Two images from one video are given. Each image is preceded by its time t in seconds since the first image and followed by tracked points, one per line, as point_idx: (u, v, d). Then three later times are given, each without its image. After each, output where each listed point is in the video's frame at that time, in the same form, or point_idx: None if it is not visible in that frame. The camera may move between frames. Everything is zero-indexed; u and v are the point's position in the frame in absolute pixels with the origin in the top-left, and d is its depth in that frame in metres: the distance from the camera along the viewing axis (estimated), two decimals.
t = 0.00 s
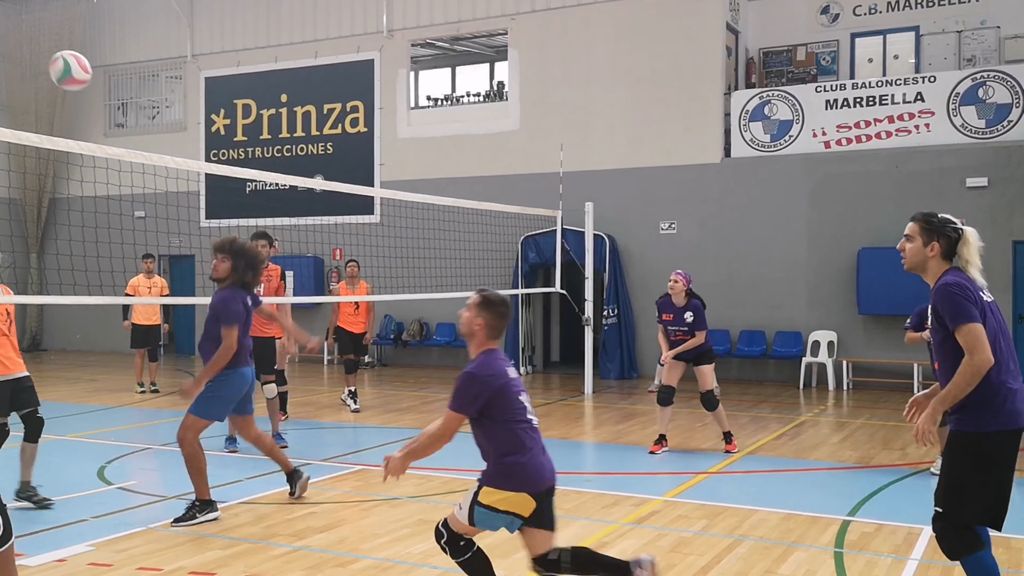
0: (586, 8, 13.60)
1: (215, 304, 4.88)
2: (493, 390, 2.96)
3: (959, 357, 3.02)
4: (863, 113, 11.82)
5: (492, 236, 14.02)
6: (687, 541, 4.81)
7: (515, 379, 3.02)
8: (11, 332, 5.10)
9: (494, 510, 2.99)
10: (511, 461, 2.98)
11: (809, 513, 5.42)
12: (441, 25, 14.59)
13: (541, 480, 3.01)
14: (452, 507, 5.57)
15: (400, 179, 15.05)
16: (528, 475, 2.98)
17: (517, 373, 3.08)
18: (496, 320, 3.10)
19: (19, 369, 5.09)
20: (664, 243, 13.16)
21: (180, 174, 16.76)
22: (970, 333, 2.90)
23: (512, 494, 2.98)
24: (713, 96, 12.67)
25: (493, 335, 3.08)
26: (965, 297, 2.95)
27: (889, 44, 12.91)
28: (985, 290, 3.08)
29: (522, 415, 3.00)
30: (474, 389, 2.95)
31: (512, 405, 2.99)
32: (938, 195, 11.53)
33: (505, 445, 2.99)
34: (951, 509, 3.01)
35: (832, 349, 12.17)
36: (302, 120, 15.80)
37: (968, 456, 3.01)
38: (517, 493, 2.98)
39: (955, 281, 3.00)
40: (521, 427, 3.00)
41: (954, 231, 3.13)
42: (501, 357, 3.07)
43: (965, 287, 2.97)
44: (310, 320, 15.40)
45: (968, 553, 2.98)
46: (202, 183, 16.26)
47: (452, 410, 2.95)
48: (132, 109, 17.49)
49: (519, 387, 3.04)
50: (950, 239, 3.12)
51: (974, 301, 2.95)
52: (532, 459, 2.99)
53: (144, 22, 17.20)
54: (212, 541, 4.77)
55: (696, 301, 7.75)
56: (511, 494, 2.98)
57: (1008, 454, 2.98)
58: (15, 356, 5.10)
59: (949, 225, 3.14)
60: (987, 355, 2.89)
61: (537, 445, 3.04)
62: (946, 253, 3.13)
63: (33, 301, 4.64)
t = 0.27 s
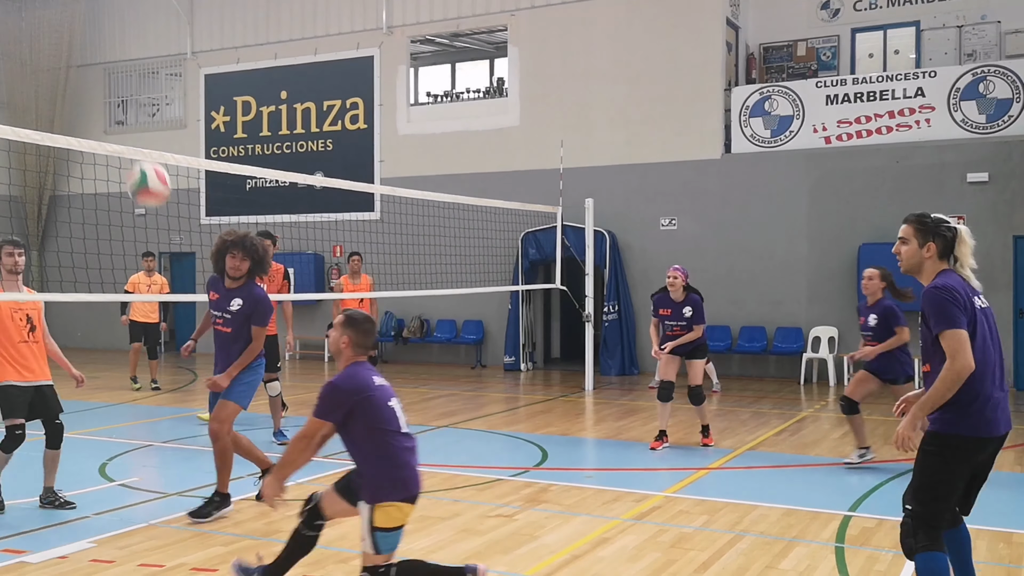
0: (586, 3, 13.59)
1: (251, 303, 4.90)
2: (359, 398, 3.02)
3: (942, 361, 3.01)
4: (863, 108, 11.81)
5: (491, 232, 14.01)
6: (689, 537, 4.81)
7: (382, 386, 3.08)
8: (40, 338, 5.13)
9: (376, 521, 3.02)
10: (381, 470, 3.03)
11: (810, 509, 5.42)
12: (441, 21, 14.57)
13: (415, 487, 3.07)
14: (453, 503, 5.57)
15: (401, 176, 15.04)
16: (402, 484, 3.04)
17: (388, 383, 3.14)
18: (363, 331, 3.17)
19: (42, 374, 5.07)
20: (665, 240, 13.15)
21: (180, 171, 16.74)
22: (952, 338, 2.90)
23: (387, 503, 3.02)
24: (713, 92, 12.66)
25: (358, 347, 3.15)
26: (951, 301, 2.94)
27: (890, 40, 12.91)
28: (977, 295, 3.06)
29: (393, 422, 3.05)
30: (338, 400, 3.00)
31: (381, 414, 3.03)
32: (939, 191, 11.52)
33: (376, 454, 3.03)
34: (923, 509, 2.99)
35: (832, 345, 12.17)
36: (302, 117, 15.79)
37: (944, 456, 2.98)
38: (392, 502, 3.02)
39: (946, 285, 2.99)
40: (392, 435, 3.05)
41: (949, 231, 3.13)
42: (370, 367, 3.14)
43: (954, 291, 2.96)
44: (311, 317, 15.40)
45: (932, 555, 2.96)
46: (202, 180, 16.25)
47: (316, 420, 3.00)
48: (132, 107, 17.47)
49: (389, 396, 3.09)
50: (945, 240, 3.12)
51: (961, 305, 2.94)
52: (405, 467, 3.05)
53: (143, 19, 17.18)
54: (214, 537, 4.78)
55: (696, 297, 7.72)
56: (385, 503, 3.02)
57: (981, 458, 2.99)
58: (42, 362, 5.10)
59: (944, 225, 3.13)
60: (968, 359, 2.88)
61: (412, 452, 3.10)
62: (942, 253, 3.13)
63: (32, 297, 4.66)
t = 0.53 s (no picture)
0: None
1: (284, 303, 5.06)
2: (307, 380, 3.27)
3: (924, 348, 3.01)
4: (863, 103, 11.81)
5: (492, 228, 14.00)
6: (688, 531, 4.82)
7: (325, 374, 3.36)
8: (32, 338, 5.11)
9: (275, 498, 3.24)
10: (300, 453, 3.29)
11: (810, 503, 5.43)
12: (440, 17, 14.54)
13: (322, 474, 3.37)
14: (454, 498, 5.58)
15: (401, 172, 15.02)
16: (315, 469, 3.32)
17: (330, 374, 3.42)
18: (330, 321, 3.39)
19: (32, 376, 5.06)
20: (665, 235, 13.15)
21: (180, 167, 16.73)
22: (925, 327, 2.91)
23: (296, 484, 3.28)
24: (713, 87, 12.65)
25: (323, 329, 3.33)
26: (936, 288, 2.92)
27: (889, 34, 12.90)
28: (976, 281, 3.02)
29: (320, 410, 3.34)
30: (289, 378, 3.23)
31: (317, 399, 3.32)
32: (939, 185, 11.51)
33: (302, 435, 3.30)
34: (916, 514, 2.97)
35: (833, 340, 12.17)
36: (302, 113, 15.76)
37: (935, 457, 2.97)
38: (300, 484, 3.29)
39: (936, 270, 2.97)
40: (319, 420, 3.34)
41: (956, 210, 3.09)
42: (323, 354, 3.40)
43: (942, 277, 2.94)
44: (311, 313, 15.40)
45: (932, 563, 2.93)
46: (202, 176, 16.24)
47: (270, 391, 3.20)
48: (131, 103, 17.46)
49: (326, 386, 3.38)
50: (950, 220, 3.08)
51: (947, 292, 2.92)
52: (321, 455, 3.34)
53: (143, 15, 17.17)
54: (214, 533, 4.78)
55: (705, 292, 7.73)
56: (295, 483, 3.28)
57: (974, 457, 2.98)
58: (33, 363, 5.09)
59: (950, 203, 3.09)
60: (934, 350, 2.88)
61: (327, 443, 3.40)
62: (950, 234, 3.11)
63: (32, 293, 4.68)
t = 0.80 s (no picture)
0: None
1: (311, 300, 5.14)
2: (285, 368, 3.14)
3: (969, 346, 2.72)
4: (863, 100, 11.80)
5: (492, 224, 14.00)
6: (688, 528, 4.82)
7: (314, 370, 3.22)
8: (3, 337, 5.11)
9: (236, 489, 3.09)
10: (277, 448, 3.12)
11: (810, 500, 5.42)
12: (440, 13, 14.53)
13: (297, 474, 3.16)
14: (454, 496, 5.58)
15: (401, 169, 15.01)
16: (286, 466, 3.12)
17: (322, 370, 3.26)
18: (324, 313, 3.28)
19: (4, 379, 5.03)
20: (665, 232, 13.14)
21: (180, 165, 16.73)
22: (979, 324, 2.60)
23: (262, 478, 3.11)
24: (713, 83, 12.64)
25: (315, 322, 3.27)
26: (986, 283, 2.63)
27: (889, 30, 12.88)
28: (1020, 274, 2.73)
29: (304, 406, 3.18)
30: (264, 364, 3.11)
31: (294, 391, 3.16)
32: (939, 181, 11.50)
33: (274, 428, 3.15)
34: (936, 516, 2.71)
35: (833, 336, 12.17)
36: (302, 110, 15.75)
37: (964, 459, 2.70)
38: (267, 479, 3.11)
39: (985, 263, 2.67)
40: (297, 415, 3.16)
41: (992, 195, 2.77)
42: (315, 348, 3.26)
43: (992, 272, 2.64)
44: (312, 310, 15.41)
45: (944, 566, 2.69)
46: (202, 174, 16.24)
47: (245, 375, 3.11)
48: (131, 101, 17.46)
49: (314, 381, 3.21)
50: (987, 205, 2.77)
51: (996, 288, 2.63)
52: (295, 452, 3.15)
53: (142, 13, 17.16)
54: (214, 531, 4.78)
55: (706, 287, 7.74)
56: (262, 477, 3.11)
57: (1005, 467, 2.70)
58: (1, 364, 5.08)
59: (985, 188, 2.78)
60: (991, 350, 2.59)
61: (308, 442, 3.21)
62: (984, 222, 2.79)
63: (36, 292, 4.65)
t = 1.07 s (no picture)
0: None
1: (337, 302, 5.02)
2: (328, 346, 2.97)
3: None
4: (863, 100, 11.81)
5: (492, 224, 14.00)
6: (688, 528, 4.83)
7: (354, 345, 3.02)
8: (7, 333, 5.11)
9: (281, 474, 3.03)
10: (317, 432, 3.01)
11: (810, 500, 5.42)
12: (440, 14, 14.53)
13: (342, 459, 3.02)
14: (453, 496, 5.58)
15: (401, 169, 15.01)
16: (328, 451, 3.00)
17: (369, 345, 3.06)
18: (369, 279, 3.06)
19: (2, 376, 4.87)
20: (665, 232, 13.15)
21: (179, 165, 16.74)
22: None
23: (305, 463, 3.01)
24: (713, 84, 12.65)
25: (360, 291, 3.07)
26: None
27: (889, 30, 12.90)
28: None
29: (344, 386, 3.01)
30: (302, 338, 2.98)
31: (337, 370, 3.00)
32: (939, 181, 11.51)
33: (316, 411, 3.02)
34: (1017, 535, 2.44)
35: (833, 336, 12.17)
36: (301, 110, 15.74)
37: None
38: (310, 463, 3.01)
39: None
40: (337, 396, 3.01)
41: None
42: (363, 321, 3.07)
43: None
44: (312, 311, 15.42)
45: None
46: (202, 174, 16.25)
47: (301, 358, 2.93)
48: (131, 101, 17.46)
49: (357, 357, 3.03)
50: None
51: None
52: (338, 436, 3.01)
53: (142, 13, 17.17)
54: (214, 532, 4.79)
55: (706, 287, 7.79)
56: (307, 461, 3.01)
57: None
58: None
59: None
60: None
61: (354, 424, 3.05)
62: None
63: (37, 293, 4.67)
